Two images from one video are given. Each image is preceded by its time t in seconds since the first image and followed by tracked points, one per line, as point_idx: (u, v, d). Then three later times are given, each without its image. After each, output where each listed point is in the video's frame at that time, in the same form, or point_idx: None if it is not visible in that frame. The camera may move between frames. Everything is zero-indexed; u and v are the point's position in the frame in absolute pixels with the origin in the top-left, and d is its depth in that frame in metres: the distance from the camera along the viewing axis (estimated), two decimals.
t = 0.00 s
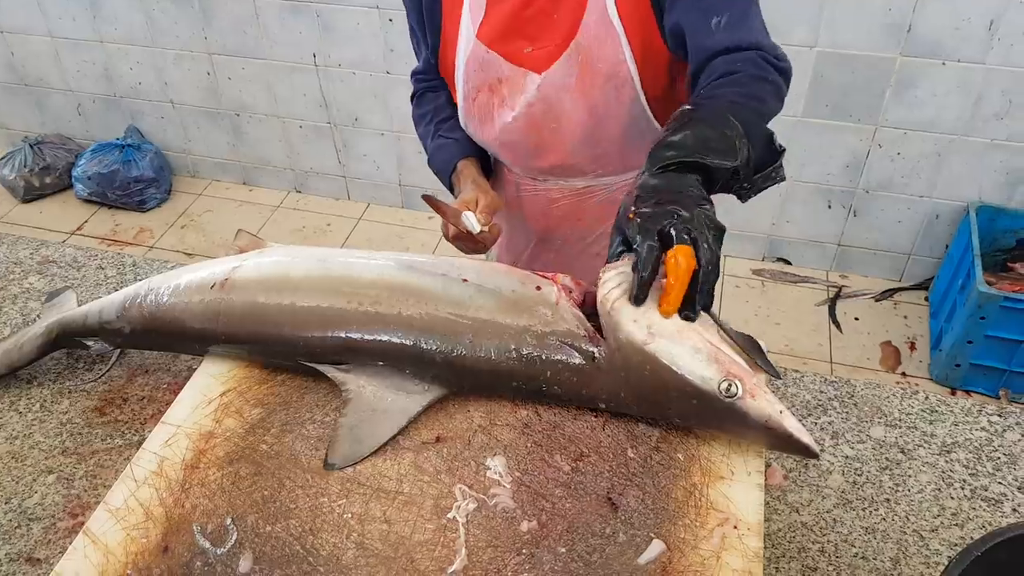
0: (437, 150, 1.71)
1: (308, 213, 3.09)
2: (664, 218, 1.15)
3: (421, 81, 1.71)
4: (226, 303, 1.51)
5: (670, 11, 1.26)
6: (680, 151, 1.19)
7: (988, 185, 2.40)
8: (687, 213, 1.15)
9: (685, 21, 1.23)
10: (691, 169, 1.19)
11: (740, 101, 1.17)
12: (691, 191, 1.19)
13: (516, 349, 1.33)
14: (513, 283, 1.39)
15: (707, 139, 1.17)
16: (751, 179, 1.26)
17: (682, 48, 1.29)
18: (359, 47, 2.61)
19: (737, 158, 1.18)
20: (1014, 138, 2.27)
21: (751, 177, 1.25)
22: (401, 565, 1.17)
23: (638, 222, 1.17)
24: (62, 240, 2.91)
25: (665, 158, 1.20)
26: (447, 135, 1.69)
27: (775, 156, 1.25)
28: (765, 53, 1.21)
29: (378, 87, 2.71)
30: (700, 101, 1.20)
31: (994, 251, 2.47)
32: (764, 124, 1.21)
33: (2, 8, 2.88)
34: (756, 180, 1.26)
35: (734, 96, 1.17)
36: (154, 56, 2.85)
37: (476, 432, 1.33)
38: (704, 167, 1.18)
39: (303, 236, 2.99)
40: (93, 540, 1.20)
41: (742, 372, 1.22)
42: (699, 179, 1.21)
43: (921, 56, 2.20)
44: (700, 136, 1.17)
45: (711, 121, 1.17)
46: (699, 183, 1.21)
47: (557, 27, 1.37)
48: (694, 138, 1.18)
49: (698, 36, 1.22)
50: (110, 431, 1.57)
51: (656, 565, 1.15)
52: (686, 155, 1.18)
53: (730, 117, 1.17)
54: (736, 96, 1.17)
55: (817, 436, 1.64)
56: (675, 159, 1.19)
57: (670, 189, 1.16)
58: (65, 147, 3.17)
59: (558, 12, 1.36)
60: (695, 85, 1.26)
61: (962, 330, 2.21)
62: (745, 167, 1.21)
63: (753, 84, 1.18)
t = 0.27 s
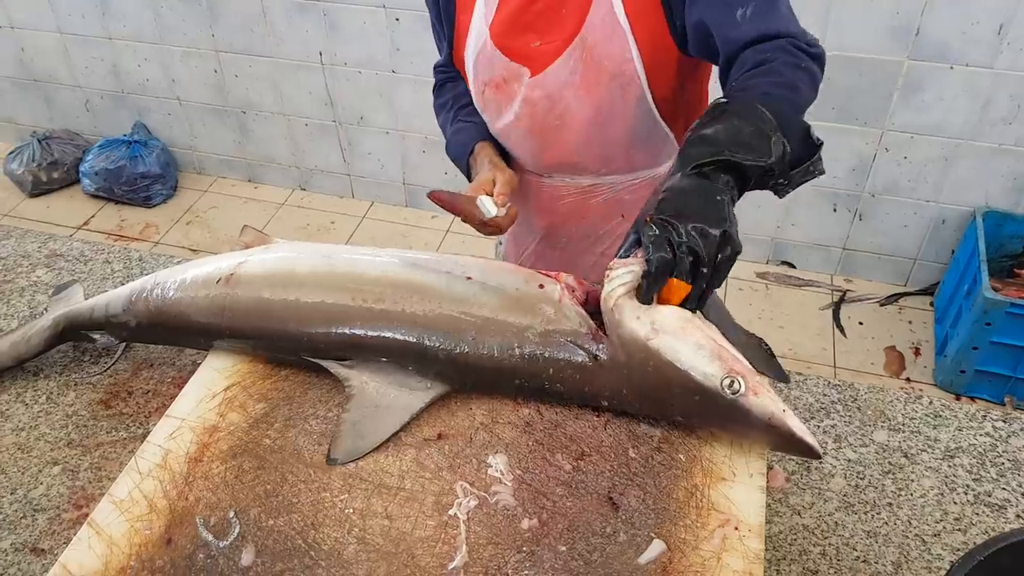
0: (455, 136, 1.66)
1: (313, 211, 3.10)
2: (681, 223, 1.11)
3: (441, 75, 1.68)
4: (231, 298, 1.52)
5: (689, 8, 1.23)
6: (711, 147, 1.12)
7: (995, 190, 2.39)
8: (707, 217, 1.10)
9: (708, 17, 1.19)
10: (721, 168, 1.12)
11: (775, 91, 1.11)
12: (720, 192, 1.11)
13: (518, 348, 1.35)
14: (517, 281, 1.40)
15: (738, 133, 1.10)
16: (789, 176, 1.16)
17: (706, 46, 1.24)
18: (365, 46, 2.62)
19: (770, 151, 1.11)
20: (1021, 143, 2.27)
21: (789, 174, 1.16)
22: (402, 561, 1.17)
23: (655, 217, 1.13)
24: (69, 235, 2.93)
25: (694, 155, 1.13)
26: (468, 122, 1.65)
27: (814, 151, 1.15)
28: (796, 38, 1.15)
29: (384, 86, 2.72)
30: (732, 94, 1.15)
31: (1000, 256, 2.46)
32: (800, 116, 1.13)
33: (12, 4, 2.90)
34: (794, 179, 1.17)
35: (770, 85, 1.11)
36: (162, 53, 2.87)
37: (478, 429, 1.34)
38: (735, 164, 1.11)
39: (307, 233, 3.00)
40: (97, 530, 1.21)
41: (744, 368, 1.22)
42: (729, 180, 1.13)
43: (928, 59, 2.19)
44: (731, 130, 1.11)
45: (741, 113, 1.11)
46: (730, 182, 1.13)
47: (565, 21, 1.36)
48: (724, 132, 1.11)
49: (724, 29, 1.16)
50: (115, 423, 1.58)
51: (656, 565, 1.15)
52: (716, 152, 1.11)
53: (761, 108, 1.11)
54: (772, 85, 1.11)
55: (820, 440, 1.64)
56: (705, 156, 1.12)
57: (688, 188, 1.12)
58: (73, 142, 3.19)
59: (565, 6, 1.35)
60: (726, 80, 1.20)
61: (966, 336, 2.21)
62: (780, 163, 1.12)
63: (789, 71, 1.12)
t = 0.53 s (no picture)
0: (488, 120, 1.60)
1: (313, 210, 3.10)
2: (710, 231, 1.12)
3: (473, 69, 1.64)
4: (232, 292, 1.52)
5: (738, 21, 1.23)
6: (755, 158, 1.12)
7: (995, 193, 2.40)
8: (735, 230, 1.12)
9: (760, 30, 1.19)
10: (762, 180, 1.12)
11: (825, 106, 1.11)
12: (756, 206, 1.12)
13: (522, 335, 1.35)
14: (520, 270, 1.41)
15: (786, 146, 1.10)
16: (827, 193, 1.17)
17: (754, 59, 1.25)
18: (366, 46, 2.62)
19: (813, 168, 1.11)
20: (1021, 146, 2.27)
21: (828, 190, 1.16)
22: (401, 561, 1.17)
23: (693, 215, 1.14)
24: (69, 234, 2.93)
25: (740, 163, 1.13)
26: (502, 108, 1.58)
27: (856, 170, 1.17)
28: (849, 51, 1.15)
29: (384, 86, 2.72)
30: (783, 105, 1.15)
31: (999, 259, 2.47)
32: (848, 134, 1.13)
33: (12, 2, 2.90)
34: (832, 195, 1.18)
35: (822, 99, 1.12)
36: (163, 53, 2.87)
37: (478, 429, 1.34)
38: (777, 179, 1.11)
39: (307, 233, 3.00)
40: (96, 529, 1.21)
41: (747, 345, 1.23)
42: (771, 196, 1.13)
43: (929, 62, 2.20)
44: (779, 143, 1.11)
45: (790, 126, 1.11)
46: (770, 199, 1.13)
47: (603, 21, 1.38)
48: (772, 145, 1.11)
49: (776, 43, 1.17)
50: (114, 422, 1.58)
51: (656, 566, 1.15)
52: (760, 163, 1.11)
53: (809, 122, 1.11)
54: (822, 99, 1.12)
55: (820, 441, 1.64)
56: (749, 166, 1.12)
57: (718, 190, 1.14)
58: (73, 141, 3.18)
59: (605, 7, 1.36)
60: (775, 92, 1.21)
61: (966, 338, 2.21)
62: (822, 179, 1.13)
63: (842, 84, 1.12)
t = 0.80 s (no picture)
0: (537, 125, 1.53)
1: (313, 210, 3.10)
2: (719, 237, 1.11)
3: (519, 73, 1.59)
4: (232, 289, 1.52)
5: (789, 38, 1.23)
6: (778, 174, 1.11)
7: (994, 194, 2.40)
8: (745, 240, 1.11)
9: (807, 50, 1.19)
10: (781, 198, 1.11)
11: (862, 136, 1.12)
12: (769, 220, 1.11)
13: (522, 331, 1.37)
14: (520, 267, 1.44)
15: (812, 168, 1.10)
16: (845, 224, 1.17)
17: (801, 77, 1.25)
18: (366, 45, 2.62)
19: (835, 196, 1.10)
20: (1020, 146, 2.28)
21: (847, 220, 1.16)
22: (400, 559, 1.17)
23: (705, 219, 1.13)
24: (69, 232, 2.93)
25: (762, 177, 1.12)
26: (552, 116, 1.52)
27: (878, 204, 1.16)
28: (893, 85, 1.16)
29: (384, 85, 2.72)
30: (819, 128, 1.16)
31: (999, 259, 2.47)
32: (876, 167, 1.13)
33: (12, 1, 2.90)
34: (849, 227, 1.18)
35: (856, 128, 1.12)
36: (162, 51, 2.87)
37: (478, 428, 1.34)
38: (797, 200, 1.11)
39: (307, 232, 3.00)
40: (95, 528, 1.21)
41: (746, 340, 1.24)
42: (787, 214, 1.12)
43: (929, 62, 2.19)
44: (806, 164, 1.11)
45: (820, 150, 1.11)
46: (785, 216, 1.12)
47: (659, 22, 1.36)
48: (799, 166, 1.11)
49: (821, 66, 1.18)
50: (114, 421, 1.58)
51: (654, 565, 1.15)
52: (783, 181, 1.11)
53: (838, 149, 1.11)
54: (858, 128, 1.13)
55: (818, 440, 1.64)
56: (771, 180, 1.11)
57: (735, 201, 1.13)
58: (72, 140, 3.18)
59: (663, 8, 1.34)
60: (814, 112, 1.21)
61: (965, 338, 2.21)
62: (842, 209, 1.13)
63: (879, 117, 1.13)
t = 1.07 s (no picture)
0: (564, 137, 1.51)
1: (311, 209, 3.10)
2: (720, 239, 1.14)
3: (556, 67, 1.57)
4: (231, 288, 1.52)
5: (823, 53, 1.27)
6: (789, 184, 1.14)
7: (993, 194, 2.41)
8: (747, 244, 1.14)
9: (840, 65, 1.23)
10: (788, 206, 1.14)
11: (879, 154, 1.15)
12: (774, 228, 1.14)
13: (522, 331, 1.37)
14: (519, 267, 1.43)
15: (824, 182, 1.13)
16: (854, 241, 1.19)
17: (833, 92, 1.28)
18: (365, 44, 2.62)
19: (844, 211, 1.13)
20: (1019, 147, 2.28)
21: (856, 239, 1.19)
22: (398, 559, 1.17)
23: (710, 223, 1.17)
24: (67, 231, 2.92)
25: (773, 187, 1.16)
26: (580, 119, 1.50)
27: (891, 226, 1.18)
28: (921, 109, 1.18)
29: (383, 84, 2.72)
30: (841, 142, 1.19)
31: (997, 259, 2.47)
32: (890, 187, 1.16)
33: None
34: (858, 245, 1.20)
35: (875, 146, 1.15)
36: (161, 50, 2.87)
37: (476, 428, 1.34)
38: (804, 210, 1.13)
39: (306, 232, 3.00)
40: (93, 527, 1.21)
41: (747, 338, 1.24)
42: (795, 225, 1.15)
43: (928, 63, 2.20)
44: (819, 178, 1.14)
45: (833, 165, 1.14)
46: (791, 225, 1.15)
47: (696, 29, 1.37)
48: (811, 179, 1.14)
49: (851, 82, 1.21)
50: (112, 420, 1.58)
51: (653, 564, 1.15)
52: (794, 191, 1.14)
53: (853, 166, 1.14)
54: (877, 147, 1.15)
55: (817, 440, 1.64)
56: (781, 189, 1.14)
57: (742, 206, 1.16)
58: (71, 138, 3.18)
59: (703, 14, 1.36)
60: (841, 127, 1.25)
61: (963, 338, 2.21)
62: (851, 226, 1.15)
63: (900, 138, 1.15)
